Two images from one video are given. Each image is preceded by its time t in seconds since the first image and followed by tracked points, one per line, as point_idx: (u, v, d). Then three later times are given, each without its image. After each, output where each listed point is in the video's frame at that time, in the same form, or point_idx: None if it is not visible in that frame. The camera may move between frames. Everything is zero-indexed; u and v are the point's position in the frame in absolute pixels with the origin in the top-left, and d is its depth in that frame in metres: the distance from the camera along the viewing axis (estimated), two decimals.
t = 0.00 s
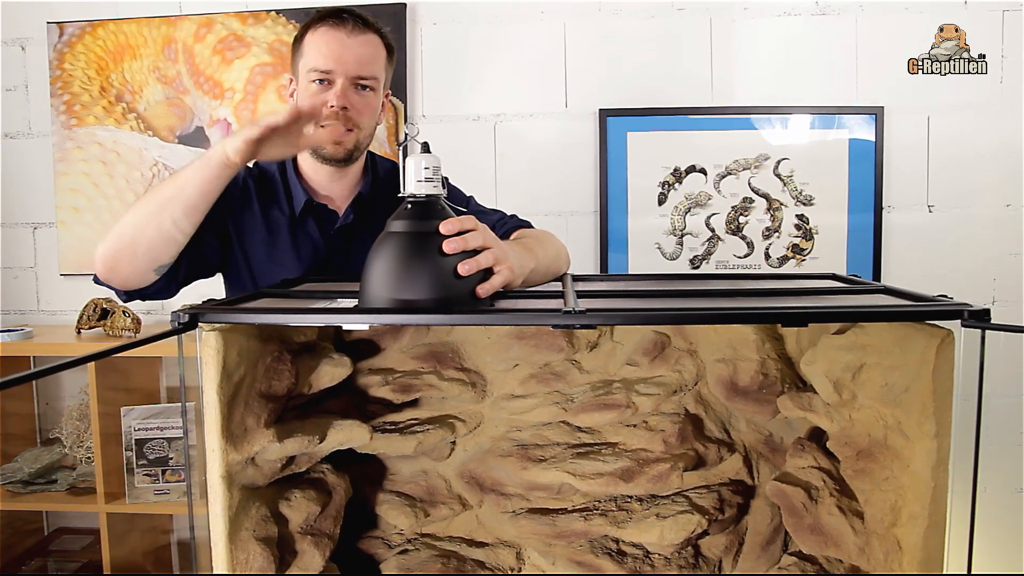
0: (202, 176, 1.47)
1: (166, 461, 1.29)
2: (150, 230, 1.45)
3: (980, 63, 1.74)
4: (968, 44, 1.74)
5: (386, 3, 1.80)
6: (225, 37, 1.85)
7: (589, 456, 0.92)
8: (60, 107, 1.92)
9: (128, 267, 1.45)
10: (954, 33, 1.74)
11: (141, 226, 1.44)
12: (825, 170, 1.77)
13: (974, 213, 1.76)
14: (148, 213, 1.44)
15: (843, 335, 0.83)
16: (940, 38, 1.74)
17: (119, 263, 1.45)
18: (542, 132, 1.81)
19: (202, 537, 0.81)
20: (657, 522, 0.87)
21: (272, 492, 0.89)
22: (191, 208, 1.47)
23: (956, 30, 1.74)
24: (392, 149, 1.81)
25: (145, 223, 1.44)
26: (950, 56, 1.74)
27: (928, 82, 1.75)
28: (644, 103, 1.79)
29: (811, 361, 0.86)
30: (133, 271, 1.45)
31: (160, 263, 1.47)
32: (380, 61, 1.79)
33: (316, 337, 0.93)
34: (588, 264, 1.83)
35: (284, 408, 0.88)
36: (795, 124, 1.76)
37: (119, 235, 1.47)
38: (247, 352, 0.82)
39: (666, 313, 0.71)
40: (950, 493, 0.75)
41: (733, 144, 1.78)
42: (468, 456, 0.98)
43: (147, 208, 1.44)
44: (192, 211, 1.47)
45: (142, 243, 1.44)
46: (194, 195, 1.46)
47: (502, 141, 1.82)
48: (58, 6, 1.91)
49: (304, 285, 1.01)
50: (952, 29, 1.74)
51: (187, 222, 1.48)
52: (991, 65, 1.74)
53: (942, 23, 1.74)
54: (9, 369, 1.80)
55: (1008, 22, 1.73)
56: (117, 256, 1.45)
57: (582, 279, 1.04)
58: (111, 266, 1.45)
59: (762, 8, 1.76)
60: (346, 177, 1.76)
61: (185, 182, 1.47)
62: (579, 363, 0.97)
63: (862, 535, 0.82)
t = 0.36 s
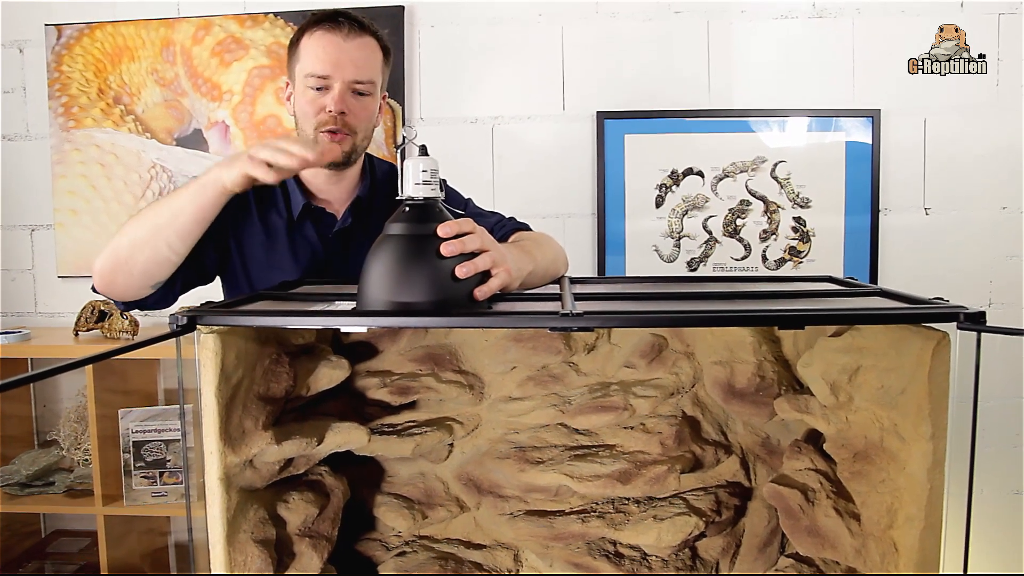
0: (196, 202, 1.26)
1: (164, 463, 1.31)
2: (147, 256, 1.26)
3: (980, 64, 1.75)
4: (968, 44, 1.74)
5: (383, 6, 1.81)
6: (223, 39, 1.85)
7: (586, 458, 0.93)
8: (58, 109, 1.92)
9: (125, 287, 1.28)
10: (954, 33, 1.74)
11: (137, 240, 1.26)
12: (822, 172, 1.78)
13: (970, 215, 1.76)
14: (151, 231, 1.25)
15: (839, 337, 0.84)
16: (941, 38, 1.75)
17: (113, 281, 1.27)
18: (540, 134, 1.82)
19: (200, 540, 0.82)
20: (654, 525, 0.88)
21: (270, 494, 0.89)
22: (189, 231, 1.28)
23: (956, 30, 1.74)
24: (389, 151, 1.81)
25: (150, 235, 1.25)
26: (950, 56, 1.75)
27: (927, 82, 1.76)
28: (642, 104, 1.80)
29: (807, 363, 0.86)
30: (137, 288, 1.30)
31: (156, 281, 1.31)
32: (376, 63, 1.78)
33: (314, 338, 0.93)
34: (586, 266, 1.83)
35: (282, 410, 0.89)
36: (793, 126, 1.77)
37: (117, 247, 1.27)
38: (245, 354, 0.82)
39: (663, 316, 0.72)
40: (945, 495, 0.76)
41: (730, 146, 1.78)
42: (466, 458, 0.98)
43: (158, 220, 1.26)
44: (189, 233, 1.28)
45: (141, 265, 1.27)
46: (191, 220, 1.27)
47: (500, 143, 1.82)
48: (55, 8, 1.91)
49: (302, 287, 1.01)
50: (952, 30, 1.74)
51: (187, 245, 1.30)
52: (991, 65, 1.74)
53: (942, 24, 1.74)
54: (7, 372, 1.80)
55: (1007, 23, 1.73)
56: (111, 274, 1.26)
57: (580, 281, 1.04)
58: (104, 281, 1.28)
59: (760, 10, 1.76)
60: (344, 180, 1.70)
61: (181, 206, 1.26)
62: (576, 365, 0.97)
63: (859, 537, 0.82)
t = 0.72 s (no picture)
0: (216, 243, 0.96)
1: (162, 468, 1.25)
2: (156, 283, 1.02)
3: (978, 63, 1.75)
4: (967, 43, 1.75)
5: (382, 6, 1.81)
6: (222, 40, 1.85)
7: (586, 457, 0.93)
8: (58, 110, 1.92)
9: (127, 311, 1.05)
10: (953, 32, 1.74)
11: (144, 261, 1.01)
12: (821, 171, 1.78)
13: (969, 214, 1.76)
14: (167, 258, 1.00)
15: (838, 336, 0.84)
16: (939, 38, 1.75)
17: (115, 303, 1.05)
18: (539, 134, 1.82)
19: (202, 540, 0.82)
20: (654, 524, 0.88)
21: (272, 494, 0.89)
22: (205, 268, 1.01)
23: (955, 30, 1.74)
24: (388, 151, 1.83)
25: (163, 262, 1.01)
26: (949, 55, 1.75)
27: (926, 81, 1.76)
28: (641, 105, 1.80)
29: (805, 362, 0.86)
30: (138, 312, 1.06)
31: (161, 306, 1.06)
32: (379, 63, 1.72)
33: (314, 339, 0.93)
34: (585, 266, 1.83)
35: (282, 410, 0.89)
36: (792, 125, 1.77)
37: (121, 267, 1.04)
38: (245, 354, 0.82)
39: (661, 315, 0.72)
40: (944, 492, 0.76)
41: (729, 146, 1.79)
42: (466, 457, 0.98)
43: (168, 246, 1.00)
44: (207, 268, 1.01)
45: (147, 290, 1.02)
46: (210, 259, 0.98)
47: (499, 143, 1.83)
48: (54, 9, 1.91)
49: (303, 288, 1.02)
50: (951, 29, 1.74)
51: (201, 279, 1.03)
52: (989, 64, 1.75)
53: (941, 23, 1.75)
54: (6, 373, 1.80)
55: (1005, 22, 1.74)
56: (113, 295, 1.04)
57: (579, 281, 1.04)
58: (105, 302, 1.06)
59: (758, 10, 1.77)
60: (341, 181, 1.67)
61: (199, 240, 0.97)
62: (576, 364, 0.97)
63: (858, 536, 0.83)
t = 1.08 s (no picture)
0: (206, 250, 0.96)
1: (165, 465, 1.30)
2: (157, 288, 1.02)
3: (979, 63, 1.75)
4: (968, 43, 1.75)
5: (382, 9, 1.81)
6: (222, 43, 1.86)
7: (585, 459, 0.93)
8: (59, 112, 1.92)
9: (131, 320, 1.06)
10: (954, 33, 1.74)
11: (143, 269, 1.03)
12: (821, 173, 1.78)
13: (969, 216, 1.76)
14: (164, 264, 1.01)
15: (837, 338, 0.84)
16: (940, 38, 1.75)
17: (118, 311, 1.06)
18: (539, 136, 1.82)
19: (202, 542, 0.81)
20: (654, 525, 0.88)
21: (271, 496, 0.89)
22: (202, 275, 1.01)
23: (956, 30, 1.74)
24: (389, 153, 1.83)
25: (159, 269, 1.02)
26: (950, 56, 1.75)
27: (927, 82, 1.76)
28: (642, 107, 1.80)
29: (805, 364, 0.86)
30: (143, 319, 1.07)
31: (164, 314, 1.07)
32: (380, 69, 1.76)
33: (314, 341, 0.93)
34: (586, 268, 1.84)
35: (282, 412, 0.89)
36: (792, 126, 1.77)
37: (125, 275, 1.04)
38: (245, 357, 0.82)
39: (661, 317, 0.72)
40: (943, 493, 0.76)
41: (730, 147, 1.79)
42: (466, 459, 0.98)
43: (163, 254, 1.01)
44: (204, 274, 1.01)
45: (149, 296, 1.04)
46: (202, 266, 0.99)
47: (499, 145, 1.83)
48: (55, 11, 1.91)
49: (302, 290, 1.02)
50: (952, 29, 1.74)
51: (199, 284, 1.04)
52: (990, 65, 1.75)
53: (942, 23, 1.75)
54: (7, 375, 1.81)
55: (1006, 23, 1.74)
56: (116, 302, 1.05)
57: (579, 282, 1.05)
58: (110, 311, 1.07)
59: (758, 12, 1.77)
60: (342, 184, 1.70)
61: (190, 247, 0.98)
62: (576, 366, 0.97)
63: (857, 537, 0.83)
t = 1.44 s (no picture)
0: (210, 256, 0.96)
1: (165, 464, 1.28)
2: (160, 295, 1.02)
3: (979, 63, 1.75)
4: (967, 43, 1.75)
5: (382, 8, 1.81)
6: (222, 42, 1.86)
7: (585, 458, 0.93)
8: (59, 112, 1.93)
9: (137, 325, 1.06)
10: (953, 32, 1.74)
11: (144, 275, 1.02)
12: (821, 172, 1.78)
13: (968, 215, 1.77)
14: (167, 270, 1.00)
15: (835, 337, 0.84)
16: (940, 38, 1.75)
17: (124, 315, 1.06)
18: (539, 136, 1.82)
19: (202, 540, 0.82)
20: (653, 524, 0.88)
21: (271, 495, 0.90)
22: (206, 283, 1.01)
23: (955, 30, 1.74)
24: (388, 152, 1.84)
25: (163, 275, 1.01)
26: (949, 55, 1.75)
27: (927, 81, 1.76)
28: (641, 106, 1.80)
29: (803, 363, 0.86)
30: (148, 324, 1.06)
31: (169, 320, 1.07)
32: (376, 69, 1.70)
33: (314, 340, 0.93)
34: (586, 267, 1.84)
35: (282, 411, 0.89)
36: (792, 125, 1.77)
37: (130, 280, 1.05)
38: (245, 356, 0.82)
39: (660, 316, 0.72)
40: (941, 492, 0.76)
41: (729, 147, 1.79)
42: (465, 458, 0.98)
43: (166, 261, 1.01)
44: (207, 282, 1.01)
45: (152, 303, 1.03)
46: (206, 271, 0.98)
47: (499, 144, 1.83)
48: (55, 11, 1.91)
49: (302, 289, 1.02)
50: (951, 29, 1.74)
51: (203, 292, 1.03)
52: (990, 65, 1.75)
53: (941, 23, 1.75)
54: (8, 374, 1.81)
55: (1005, 23, 1.74)
56: (121, 307, 1.05)
57: (578, 281, 1.05)
58: (116, 315, 1.07)
59: (757, 12, 1.77)
60: (341, 185, 1.72)
61: (193, 254, 0.98)
62: (575, 365, 0.97)
63: (855, 536, 0.83)
